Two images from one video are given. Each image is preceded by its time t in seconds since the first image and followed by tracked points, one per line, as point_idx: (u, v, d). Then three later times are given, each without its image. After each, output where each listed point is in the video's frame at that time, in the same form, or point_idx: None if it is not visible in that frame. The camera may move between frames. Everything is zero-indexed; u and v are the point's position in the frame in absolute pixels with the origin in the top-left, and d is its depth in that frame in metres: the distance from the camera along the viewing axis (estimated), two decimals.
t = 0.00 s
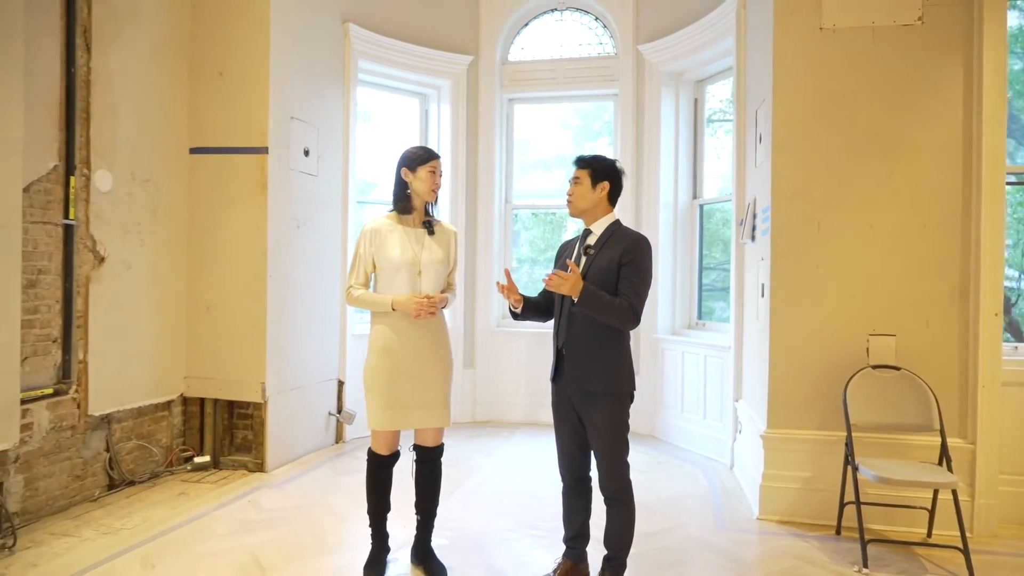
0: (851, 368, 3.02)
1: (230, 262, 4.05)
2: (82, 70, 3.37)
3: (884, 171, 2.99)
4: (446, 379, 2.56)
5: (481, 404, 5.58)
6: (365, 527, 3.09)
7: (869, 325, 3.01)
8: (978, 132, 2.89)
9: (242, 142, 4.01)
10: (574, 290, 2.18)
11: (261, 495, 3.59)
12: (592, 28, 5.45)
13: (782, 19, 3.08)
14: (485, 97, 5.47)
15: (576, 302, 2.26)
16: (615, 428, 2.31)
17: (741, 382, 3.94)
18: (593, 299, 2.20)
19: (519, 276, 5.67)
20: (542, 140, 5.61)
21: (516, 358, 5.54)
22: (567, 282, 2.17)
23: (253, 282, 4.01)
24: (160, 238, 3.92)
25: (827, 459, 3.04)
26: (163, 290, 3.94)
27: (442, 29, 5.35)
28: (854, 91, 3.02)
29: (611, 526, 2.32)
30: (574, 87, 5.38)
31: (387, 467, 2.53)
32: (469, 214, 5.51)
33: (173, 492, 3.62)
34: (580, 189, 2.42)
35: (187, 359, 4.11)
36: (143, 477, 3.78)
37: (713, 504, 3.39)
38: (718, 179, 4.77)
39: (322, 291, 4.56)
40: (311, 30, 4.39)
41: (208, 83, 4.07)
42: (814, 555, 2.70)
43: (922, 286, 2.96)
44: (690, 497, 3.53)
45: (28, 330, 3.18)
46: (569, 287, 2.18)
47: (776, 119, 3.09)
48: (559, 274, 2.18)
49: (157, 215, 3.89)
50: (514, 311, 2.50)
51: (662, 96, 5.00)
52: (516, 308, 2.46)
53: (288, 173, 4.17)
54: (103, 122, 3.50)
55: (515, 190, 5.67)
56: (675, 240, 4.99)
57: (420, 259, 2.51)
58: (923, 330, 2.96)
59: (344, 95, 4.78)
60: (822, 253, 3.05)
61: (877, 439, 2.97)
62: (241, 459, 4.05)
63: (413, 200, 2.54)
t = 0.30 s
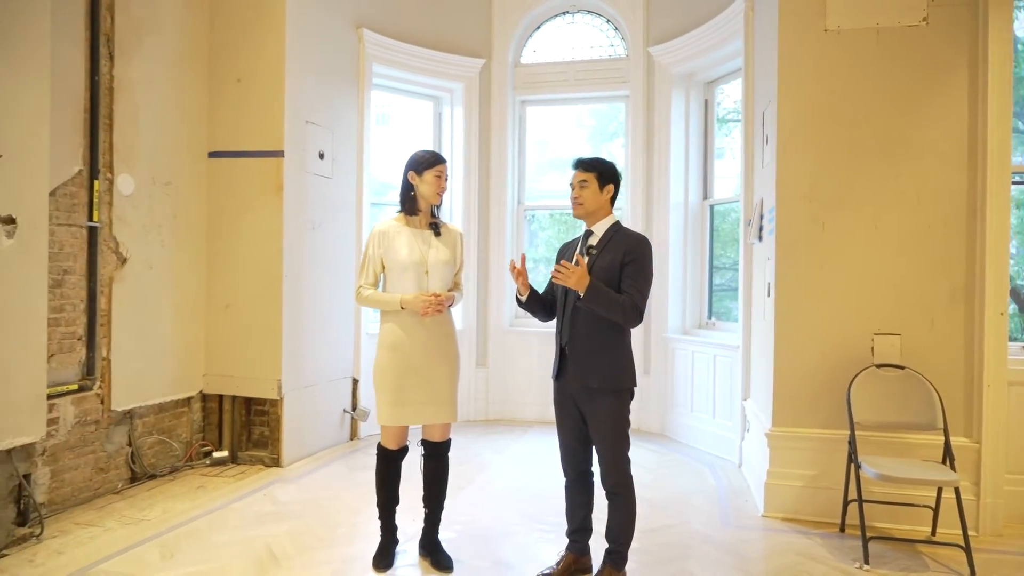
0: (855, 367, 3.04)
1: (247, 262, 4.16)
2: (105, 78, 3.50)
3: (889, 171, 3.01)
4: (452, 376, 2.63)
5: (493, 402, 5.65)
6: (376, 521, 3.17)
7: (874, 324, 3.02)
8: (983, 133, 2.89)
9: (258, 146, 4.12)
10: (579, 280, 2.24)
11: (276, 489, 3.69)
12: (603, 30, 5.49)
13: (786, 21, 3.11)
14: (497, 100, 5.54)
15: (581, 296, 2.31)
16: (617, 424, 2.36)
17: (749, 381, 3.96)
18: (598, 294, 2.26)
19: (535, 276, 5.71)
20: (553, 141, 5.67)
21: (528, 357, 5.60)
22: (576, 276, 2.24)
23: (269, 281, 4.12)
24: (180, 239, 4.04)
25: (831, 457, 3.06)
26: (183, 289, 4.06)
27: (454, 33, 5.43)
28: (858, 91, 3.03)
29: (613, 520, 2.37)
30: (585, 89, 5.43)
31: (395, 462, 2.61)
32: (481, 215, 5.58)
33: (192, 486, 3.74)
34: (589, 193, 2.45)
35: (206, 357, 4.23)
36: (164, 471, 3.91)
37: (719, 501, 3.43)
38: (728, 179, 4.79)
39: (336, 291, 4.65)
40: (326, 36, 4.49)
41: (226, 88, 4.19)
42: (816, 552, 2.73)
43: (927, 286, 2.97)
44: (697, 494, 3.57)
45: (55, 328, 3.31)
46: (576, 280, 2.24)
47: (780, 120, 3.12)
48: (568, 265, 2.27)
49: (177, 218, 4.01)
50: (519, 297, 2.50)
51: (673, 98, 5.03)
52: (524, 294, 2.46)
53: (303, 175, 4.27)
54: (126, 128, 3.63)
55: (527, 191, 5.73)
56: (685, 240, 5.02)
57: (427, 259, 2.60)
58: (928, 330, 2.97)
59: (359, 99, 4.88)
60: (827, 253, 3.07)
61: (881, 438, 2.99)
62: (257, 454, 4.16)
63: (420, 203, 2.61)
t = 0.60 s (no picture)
0: (862, 369, 3.05)
1: (265, 265, 4.27)
2: (130, 87, 3.63)
3: (897, 174, 3.01)
4: (460, 376, 2.71)
5: (507, 402, 5.71)
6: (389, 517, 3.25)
7: (882, 326, 3.02)
8: (993, 135, 2.89)
9: (277, 152, 4.23)
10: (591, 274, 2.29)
11: (293, 485, 3.79)
12: (617, 34, 5.53)
13: (794, 25, 3.12)
14: (512, 103, 5.60)
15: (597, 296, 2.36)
16: (622, 423, 2.40)
17: (760, 383, 3.97)
18: (612, 295, 2.30)
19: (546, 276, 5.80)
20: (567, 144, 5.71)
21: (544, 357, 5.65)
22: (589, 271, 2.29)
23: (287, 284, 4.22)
24: (201, 242, 4.17)
25: (839, 458, 3.07)
26: (204, 291, 4.19)
27: (469, 39, 5.51)
28: (866, 94, 3.04)
29: (617, 518, 2.42)
30: (599, 92, 5.47)
31: (406, 459, 2.68)
32: (496, 217, 5.65)
33: (212, 482, 3.86)
34: (597, 198, 2.46)
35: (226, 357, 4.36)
36: (186, 467, 4.03)
37: (728, 502, 3.45)
38: (741, 181, 4.79)
39: (353, 292, 4.75)
40: (343, 43, 4.59)
41: (246, 95, 4.31)
42: (821, 552, 2.75)
43: (936, 288, 2.97)
44: (706, 494, 3.59)
45: (82, 328, 3.44)
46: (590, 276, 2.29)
47: (788, 123, 3.13)
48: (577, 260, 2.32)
49: (198, 221, 4.13)
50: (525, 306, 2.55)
51: (685, 101, 5.05)
52: (526, 303, 2.51)
53: (320, 179, 4.37)
54: (149, 135, 3.76)
55: (542, 194, 5.78)
56: (698, 242, 5.04)
57: (436, 262, 2.67)
58: (937, 332, 2.97)
59: (375, 104, 4.97)
60: (835, 255, 3.08)
61: (888, 440, 3.00)
62: (276, 452, 4.26)
63: (429, 208, 2.69)
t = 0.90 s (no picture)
0: (874, 369, 3.04)
1: (286, 266, 4.38)
2: (155, 95, 3.76)
3: (910, 174, 3.00)
4: (470, 374, 2.77)
5: (525, 401, 5.77)
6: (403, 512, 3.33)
7: (894, 326, 3.01)
8: (1007, 134, 2.86)
9: (297, 155, 4.34)
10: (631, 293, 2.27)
11: (312, 480, 3.88)
12: (633, 35, 5.55)
13: (805, 25, 3.12)
14: (529, 105, 5.65)
15: (622, 305, 2.38)
16: (629, 420, 2.42)
17: (774, 383, 3.97)
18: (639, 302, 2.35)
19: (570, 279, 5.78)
20: (584, 145, 5.75)
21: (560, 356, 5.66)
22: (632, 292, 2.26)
23: (307, 284, 4.33)
24: (224, 244, 4.29)
25: (850, 459, 3.07)
26: (227, 291, 4.31)
27: (486, 42, 5.57)
28: (877, 95, 3.03)
29: (623, 513, 2.45)
30: (615, 94, 5.50)
31: (418, 454, 2.76)
32: (513, 218, 5.71)
33: (234, 476, 3.98)
34: (604, 201, 2.50)
35: (249, 355, 4.48)
36: (209, 462, 4.15)
37: (740, 501, 3.46)
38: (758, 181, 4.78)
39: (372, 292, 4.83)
40: (362, 49, 4.69)
41: (268, 101, 4.42)
42: (830, 552, 2.76)
43: (948, 288, 2.95)
44: (718, 493, 3.60)
45: (110, 327, 3.57)
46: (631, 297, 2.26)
47: (799, 124, 3.14)
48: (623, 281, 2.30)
49: (221, 224, 4.26)
50: (538, 308, 2.60)
51: (701, 101, 5.05)
52: (539, 302, 2.56)
53: (339, 182, 4.47)
54: (175, 141, 3.89)
55: (559, 194, 5.82)
56: (714, 243, 5.03)
57: (447, 263, 2.73)
58: (949, 332, 2.95)
59: (393, 108, 5.06)
60: (846, 256, 3.08)
61: (900, 440, 2.99)
62: (296, 448, 4.37)
63: (441, 210, 2.76)
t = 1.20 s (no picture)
0: (896, 368, 3.00)
1: (314, 265, 4.50)
2: (189, 100, 3.90)
3: (933, 170, 2.96)
4: (488, 370, 2.83)
5: (550, 399, 5.80)
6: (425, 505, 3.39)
7: (917, 325, 2.97)
8: None
9: (324, 157, 4.45)
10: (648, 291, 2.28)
11: (338, 474, 3.98)
12: (658, 34, 5.54)
13: (825, 21, 3.09)
14: (553, 105, 5.69)
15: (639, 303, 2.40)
16: (642, 415, 2.44)
17: (798, 382, 3.94)
18: (656, 300, 2.36)
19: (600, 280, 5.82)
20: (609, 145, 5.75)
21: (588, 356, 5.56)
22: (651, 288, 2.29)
23: (334, 282, 4.44)
24: (255, 243, 4.42)
25: (873, 458, 3.03)
26: (257, 289, 4.44)
27: (511, 43, 5.62)
28: (899, 91, 3.00)
29: (637, 508, 2.47)
30: (640, 93, 5.49)
31: (437, 448, 2.83)
32: (538, 217, 5.75)
33: (264, 469, 4.10)
34: (619, 200, 2.54)
35: (278, 351, 4.61)
36: (241, 455, 4.29)
37: (761, 500, 3.44)
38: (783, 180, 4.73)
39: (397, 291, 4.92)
40: (387, 53, 4.78)
41: (296, 104, 4.54)
42: (849, 551, 2.74)
43: (973, 286, 2.91)
44: (740, 492, 3.59)
45: (146, 323, 3.72)
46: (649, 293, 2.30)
47: (819, 121, 3.11)
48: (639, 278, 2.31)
49: (252, 224, 4.39)
50: (550, 307, 2.62)
51: (725, 99, 5.02)
52: (551, 303, 2.59)
53: (366, 183, 4.57)
54: (207, 144, 4.03)
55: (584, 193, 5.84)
56: (740, 241, 4.99)
57: (465, 261, 2.79)
58: (974, 331, 2.90)
59: (419, 110, 5.15)
60: (868, 253, 3.04)
61: (923, 440, 2.95)
62: (324, 442, 4.49)
63: (459, 209, 2.82)
